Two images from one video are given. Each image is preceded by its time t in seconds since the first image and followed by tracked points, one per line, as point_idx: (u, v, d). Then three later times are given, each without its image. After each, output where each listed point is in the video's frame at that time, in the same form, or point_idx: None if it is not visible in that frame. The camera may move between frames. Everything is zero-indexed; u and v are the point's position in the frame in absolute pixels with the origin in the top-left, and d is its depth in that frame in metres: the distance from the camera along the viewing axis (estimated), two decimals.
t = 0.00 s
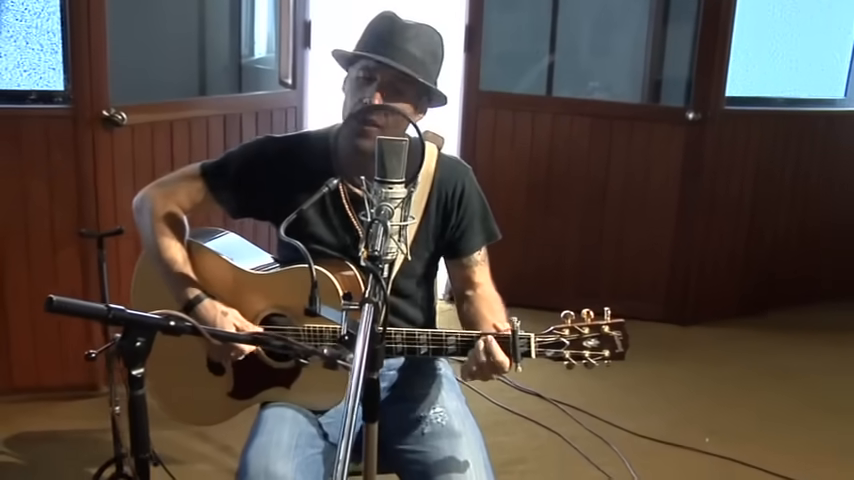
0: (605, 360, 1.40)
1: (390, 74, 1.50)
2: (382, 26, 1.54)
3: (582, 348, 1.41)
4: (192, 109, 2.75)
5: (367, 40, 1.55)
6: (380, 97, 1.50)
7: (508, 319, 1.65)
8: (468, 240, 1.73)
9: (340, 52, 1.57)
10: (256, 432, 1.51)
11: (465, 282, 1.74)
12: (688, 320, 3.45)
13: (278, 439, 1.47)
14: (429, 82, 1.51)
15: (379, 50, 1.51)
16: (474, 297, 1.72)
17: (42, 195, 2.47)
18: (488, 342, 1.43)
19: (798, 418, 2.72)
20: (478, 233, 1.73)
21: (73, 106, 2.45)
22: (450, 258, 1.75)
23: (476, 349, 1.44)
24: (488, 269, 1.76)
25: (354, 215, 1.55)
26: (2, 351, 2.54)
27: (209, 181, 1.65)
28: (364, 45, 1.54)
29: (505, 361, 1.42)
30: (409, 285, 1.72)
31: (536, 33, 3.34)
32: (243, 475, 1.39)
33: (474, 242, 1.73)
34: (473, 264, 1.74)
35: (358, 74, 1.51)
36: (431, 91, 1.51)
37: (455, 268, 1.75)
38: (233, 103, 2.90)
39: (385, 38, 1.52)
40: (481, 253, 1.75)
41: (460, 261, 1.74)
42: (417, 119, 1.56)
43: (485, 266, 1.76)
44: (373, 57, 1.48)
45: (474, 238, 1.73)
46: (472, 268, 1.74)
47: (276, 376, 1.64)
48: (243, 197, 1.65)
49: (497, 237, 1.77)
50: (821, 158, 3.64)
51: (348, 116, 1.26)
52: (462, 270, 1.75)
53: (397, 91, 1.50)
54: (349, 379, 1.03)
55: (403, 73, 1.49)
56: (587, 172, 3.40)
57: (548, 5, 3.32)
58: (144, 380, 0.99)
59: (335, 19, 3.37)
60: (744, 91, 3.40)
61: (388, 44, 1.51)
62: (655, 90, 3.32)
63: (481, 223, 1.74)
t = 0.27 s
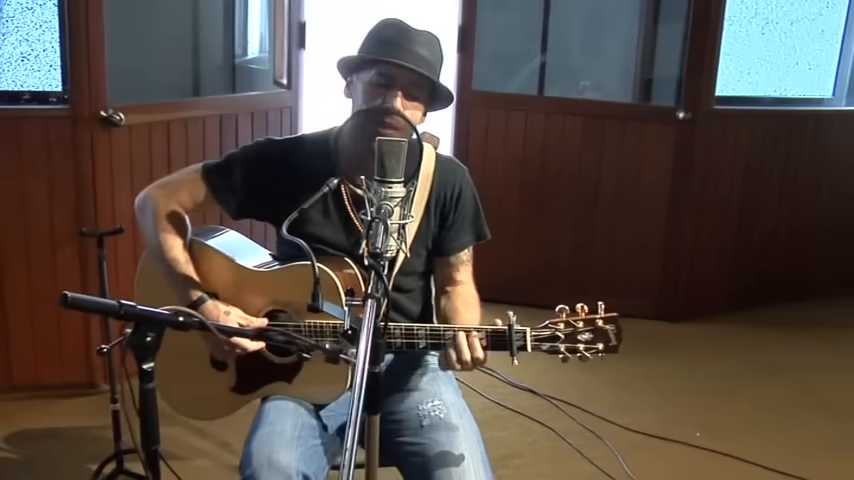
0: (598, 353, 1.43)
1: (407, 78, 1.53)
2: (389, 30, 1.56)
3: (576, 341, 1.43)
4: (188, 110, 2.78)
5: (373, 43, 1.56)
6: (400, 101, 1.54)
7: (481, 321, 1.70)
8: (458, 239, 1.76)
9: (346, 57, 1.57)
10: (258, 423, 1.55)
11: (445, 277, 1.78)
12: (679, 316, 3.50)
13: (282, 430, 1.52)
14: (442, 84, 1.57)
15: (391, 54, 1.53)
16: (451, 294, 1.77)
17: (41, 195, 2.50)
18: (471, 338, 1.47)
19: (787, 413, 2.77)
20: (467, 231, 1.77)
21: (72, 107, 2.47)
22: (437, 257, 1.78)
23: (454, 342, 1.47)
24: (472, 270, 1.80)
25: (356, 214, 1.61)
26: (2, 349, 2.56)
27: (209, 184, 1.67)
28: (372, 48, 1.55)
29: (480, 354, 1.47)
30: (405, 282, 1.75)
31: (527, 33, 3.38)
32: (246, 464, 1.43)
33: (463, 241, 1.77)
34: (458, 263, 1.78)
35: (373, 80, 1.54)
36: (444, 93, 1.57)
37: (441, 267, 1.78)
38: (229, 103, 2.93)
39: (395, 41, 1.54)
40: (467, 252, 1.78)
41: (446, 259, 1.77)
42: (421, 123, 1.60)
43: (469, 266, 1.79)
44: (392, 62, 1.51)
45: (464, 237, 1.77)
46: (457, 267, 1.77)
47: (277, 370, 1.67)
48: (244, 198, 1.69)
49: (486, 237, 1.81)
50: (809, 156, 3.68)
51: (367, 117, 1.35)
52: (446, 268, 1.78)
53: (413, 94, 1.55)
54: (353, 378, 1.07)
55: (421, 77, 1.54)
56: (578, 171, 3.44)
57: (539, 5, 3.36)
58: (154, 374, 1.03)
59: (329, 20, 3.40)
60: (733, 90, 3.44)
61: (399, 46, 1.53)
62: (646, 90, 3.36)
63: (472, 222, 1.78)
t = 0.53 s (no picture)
0: (587, 346, 1.46)
1: (405, 78, 1.58)
2: (388, 32, 1.59)
3: (566, 333, 1.47)
4: (182, 111, 2.81)
5: (372, 43, 1.59)
6: (397, 99, 1.59)
7: (463, 317, 1.73)
8: (447, 240, 1.80)
9: (345, 56, 1.61)
10: (257, 420, 1.58)
11: (432, 278, 1.82)
12: (666, 313, 3.55)
13: (280, 426, 1.55)
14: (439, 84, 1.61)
15: (391, 55, 1.56)
16: (436, 294, 1.80)
17: (36, 195, 2.52)
18: (463, 330, 1.50)
19: (771, 408, 2.82)
20: (456, 233, 1.81)
21: (69, 108, 2.50)
22: (426, 257, 1.81)
23: (442, 335, 1.50)
24: (457, 276, 1.83)
25: (353, 214, 1.66)
26: None
27: (209, 184, 1.70)
28: (371, 47, 1.59)
29: (471, 346, 1.50)
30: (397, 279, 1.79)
31: (516, 33, 3.42)
32: (246, 459, 1.47)
33: (452, 243, 1.81)
34: (445, 264, 1.81)
35: (371, 79, 1.59)
36: (441, 92, 1.61)
37: (429, 267, 1.81)
38: (221, 103, 2.97)
39: (395, 40, 1.57)
40: (455, 255, 1.82)
41: (434, 259, 1.81)
42: (414, 124, 1.65)
43: (453, 269, 1.82)
44: (392, 62, 1.56)
45: (452, 239, 1.81)
46: (444, 268, 1.81)
47: (275, 365, 1.71)
48: (243, 197, 1.72)
49: (474, 241, 1.86)
50: (794, 155, 3.74)
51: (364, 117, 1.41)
52: (433, 268, 1.81)
53: (410, 93, 1.60)
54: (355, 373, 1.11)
55: (418, 77, 1.58)
56: (567, 170, 3.48)
57: (528, 6, 3.40)
58: (162, 367, 1.06)
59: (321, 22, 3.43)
60: (720, 90, 3.50)
61: (400, 47, 1.56)
62: (633, 90, 3.41)
63: (462, 226, 1.82)
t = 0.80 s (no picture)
0: (575, 339, 1.49)
1: (399, 79, 1.62)
2: (382, 34, 1.63)
3: (555, 326, 1.50)
4: (175, 111, 2.84)
5: (367, 45, 1.62)
6: (391, 99, 1.62)
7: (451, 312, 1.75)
8: (438, 242, 1.84)
9: (340, 58, 1.64)
10: (254, 411, 1.61)
11: (422, 279, 1.84)
12: (654, 310, 3.59)
13: (278, 416, 1.58)
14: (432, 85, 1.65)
15: (386, 56, 1.60)
16: (425, 295, 1.83)
17: (30, 195, 2.54)
18: (454, 324, 1.54)
19: (758, 403, 2.87)
20: (448, 236, 1.85)
21: (62, 109, 2.51)
22: (417, 258, 1.84)
23: (435, 327, 1.54)
24: (447, 279, 1.85)
25: (347, 212, 1.70)
26: None
27: (207, 182, 1.75)
28: (366, 49, 1.62)
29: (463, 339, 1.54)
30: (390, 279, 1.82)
31: (504, 34, 3.47)
32: (243, 449, 1.49)
33: (442, 245, 1.84)
34: (436, 266, 1.84)
35: (366, 80, 1.62)
36: (434, 94, 1.65)
37: (420, 268, 1.84)
38: (213, 104, 2.99)
39: (389, 42, 1.60)
40: (445, 258, 1.85)
41: (425, 260, 1.84)
42: (408, 125, 1.68)
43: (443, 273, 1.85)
44: (387, 63, 1.59)
45: (444, 241, 1.84)
46: (433, 270, 1.84)
47: (271, 360, 1.75)
48: (240, 196, 1.76)
49: (463, 246, 1.89)
50: (780, 154, 3.80)
51: (357, 118, 1.45)
52: (424, 269, 1.84)
53: (404, 94, 1.63)
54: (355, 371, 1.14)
55: (412, 78, 1.62)
56: (556, 169, 3.52)
57: (517, 6, 3.45)
58: (165, 360, 1.11)
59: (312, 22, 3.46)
60: (706, 90, 3.54)
61: (394, 48, 1.60)
62: (621, 90, 3.45)
63: (453, 229, 1.86)
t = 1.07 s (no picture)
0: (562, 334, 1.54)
1: (389, 77, 1.65)
2: (374, 33, 1.66)
3: (542, 321, 1.54)
4: (164, 111, 2.86)
5: (359, 43, 1.66)
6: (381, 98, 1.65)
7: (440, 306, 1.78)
8: (428, 239, 1.87)
9: (333, 55, 1.67)
10: (249, 407, 1.64)
11: (413, 274, 1.88)
12: (639, 306, 3.64)
13: (273, 412, 1.61)
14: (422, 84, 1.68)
15: (377, 55, 1.63)
16: (415, 290, 1.86)
17: (21, 194, 2.56)
18: (443, 319, 1.57)
19: (741, 397, 2.92)
20: (437, 233, 1.88)
21: (54, 108, 2.54)
22: (408, 254, 1.88)
23: (425, 323, 1.57)
24: (437, 275, 1.89)
25: (338, 209, 1.73)
26: None
27: (201, 179, 1.78)
28: (358, 47, 1.65)
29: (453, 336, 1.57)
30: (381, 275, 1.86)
31: (490, 34, 3.51)
32: (240, 446, 1.53)
33: (432, 241, 1.88)
34: (426, 262, 1.88)
35: (357, 78, 1.65)
36: (424, 92, 1.68)
37: (411, 264, 1.88)
38: (202, 104, 3.02)
39: (381, 41, 1.64)
40: (435, 254, 1.89)
41: (415, 256, 1.87)
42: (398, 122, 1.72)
43: (433, 268, 1.89)
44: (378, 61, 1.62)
45: (433, 238, 1.88)
46: (423, 266, 1.88)
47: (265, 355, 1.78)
48: (234, 194, 1.79)
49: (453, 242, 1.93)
50: (762, 152, 3.85)
51: (349, 117, 1.48)
52: (415, 265, 1.88)
53: (394, 92, 1.67)
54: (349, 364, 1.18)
55: (403, 76, 1.65)
56: (541, 167, 3.57)
57: (502, 7, 3.49)
58: (165, 353, 1.14)
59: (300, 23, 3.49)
60: (690, 89, 3.59)
61: (385, 48, 1.63)
62: (606, 89, 3.49)
63: (443, 225, 1.90)
